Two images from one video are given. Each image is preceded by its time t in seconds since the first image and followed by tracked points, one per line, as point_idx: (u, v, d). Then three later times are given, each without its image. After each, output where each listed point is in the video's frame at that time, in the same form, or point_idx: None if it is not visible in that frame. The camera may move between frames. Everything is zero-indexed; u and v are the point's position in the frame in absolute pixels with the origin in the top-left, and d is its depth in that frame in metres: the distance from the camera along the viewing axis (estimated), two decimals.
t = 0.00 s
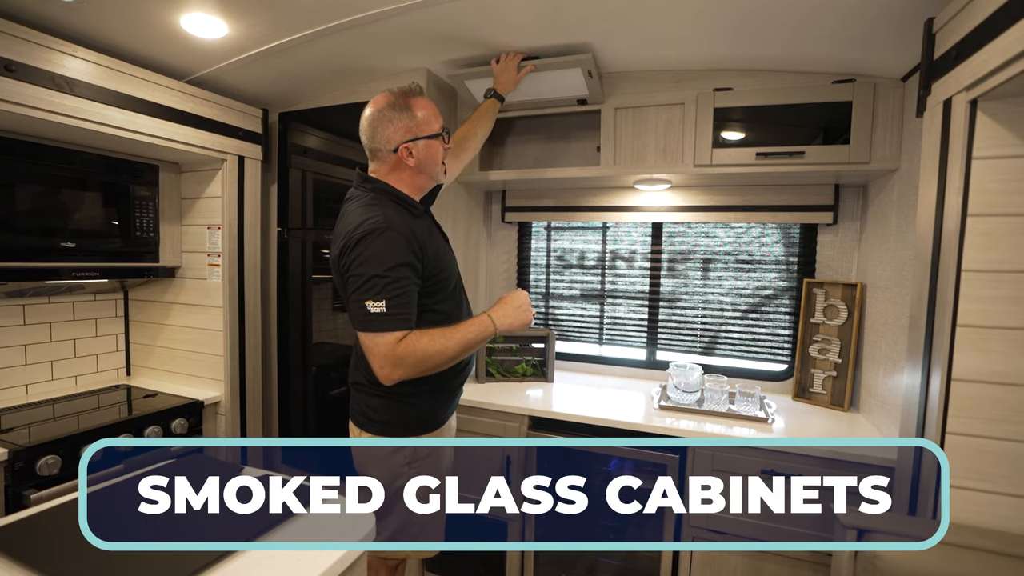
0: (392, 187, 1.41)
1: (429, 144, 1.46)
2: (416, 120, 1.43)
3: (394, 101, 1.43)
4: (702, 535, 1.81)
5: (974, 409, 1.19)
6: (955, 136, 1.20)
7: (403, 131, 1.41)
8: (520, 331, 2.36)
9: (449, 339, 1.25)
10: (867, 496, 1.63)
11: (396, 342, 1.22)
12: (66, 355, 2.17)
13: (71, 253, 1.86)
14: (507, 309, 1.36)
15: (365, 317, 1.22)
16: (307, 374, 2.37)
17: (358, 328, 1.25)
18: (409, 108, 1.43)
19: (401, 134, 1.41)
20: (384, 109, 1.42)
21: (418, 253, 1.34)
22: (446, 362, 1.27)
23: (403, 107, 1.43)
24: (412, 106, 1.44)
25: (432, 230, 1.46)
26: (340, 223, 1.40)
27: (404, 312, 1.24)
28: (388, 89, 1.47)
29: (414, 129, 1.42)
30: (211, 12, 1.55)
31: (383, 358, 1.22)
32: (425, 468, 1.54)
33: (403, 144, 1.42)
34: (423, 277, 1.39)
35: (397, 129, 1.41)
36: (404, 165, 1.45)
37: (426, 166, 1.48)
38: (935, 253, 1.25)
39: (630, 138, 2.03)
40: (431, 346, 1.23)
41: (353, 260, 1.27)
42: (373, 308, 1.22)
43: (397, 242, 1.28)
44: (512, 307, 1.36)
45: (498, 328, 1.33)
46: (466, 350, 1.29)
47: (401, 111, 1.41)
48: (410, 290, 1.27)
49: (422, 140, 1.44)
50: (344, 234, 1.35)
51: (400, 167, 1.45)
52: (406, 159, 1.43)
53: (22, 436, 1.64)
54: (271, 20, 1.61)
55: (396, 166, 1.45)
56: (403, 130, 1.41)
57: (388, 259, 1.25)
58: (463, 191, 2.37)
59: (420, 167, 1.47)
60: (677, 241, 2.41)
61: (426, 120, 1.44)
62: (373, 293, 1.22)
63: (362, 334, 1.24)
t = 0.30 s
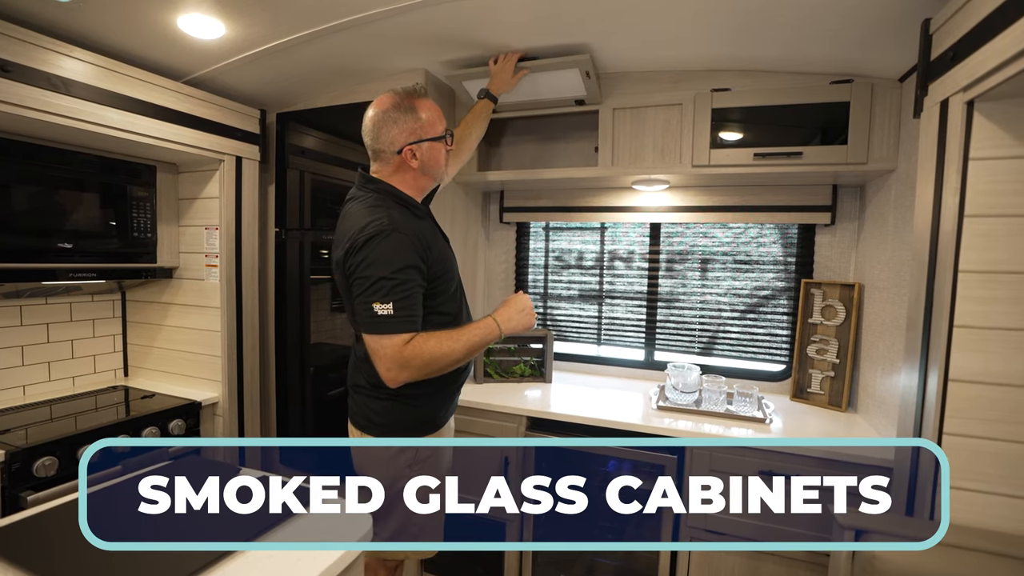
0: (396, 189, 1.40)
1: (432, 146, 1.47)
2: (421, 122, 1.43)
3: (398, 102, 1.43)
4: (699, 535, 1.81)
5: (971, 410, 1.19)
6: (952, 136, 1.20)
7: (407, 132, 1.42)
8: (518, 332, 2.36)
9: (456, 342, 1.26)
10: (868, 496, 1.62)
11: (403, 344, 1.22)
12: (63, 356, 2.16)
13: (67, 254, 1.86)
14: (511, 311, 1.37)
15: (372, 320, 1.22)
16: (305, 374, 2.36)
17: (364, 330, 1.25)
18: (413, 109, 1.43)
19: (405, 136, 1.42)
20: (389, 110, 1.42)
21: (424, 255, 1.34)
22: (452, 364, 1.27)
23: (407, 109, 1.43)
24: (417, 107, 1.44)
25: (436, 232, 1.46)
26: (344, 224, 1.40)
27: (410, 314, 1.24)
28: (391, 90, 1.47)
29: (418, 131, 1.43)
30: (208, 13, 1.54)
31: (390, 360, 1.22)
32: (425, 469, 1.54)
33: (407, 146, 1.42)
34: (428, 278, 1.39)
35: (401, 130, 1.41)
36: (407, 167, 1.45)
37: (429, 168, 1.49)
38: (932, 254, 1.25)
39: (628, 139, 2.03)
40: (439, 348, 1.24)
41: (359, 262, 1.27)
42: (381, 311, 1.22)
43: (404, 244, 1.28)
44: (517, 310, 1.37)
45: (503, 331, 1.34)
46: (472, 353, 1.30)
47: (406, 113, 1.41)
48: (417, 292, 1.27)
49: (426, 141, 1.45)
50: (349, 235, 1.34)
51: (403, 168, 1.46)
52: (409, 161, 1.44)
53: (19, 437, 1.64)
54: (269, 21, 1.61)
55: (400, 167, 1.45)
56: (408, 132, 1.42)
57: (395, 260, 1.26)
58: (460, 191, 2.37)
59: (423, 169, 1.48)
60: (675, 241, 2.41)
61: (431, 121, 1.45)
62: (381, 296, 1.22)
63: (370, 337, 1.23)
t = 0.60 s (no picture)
0: (402, 188, 1.41)
1: (436, 145, 1.47)
2: (424, 121, 1.43)
3: (402, 102, 1.42)
4: (698, 535, 1.81)
5: (969, 410, 1.20)
6: (950, 137, 1.21)
7: (411, 132, 1.42)
8: (516, 332, 2.37)
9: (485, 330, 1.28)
10: (868, 496, 1.63)
11: (436, 338, 1.24)
12: (61, 357, 2.16)
13: (66, 255, 1.86)
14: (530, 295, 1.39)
15: (399, 316, 1.23)
16: (303, 375, 2.36)
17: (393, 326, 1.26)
18: (416, 109, 1.43)
19: (409, 136, 1.42)
20: (392, 110, 1.42)
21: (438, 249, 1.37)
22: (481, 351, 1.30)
23: (411, 109, 1.43)
24: (419, 107, 1.44)
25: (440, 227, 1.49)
26: (350, 222, 1.40)
27: (438, 306, 1.27)
28: (393, 90, 1.46)
29: (421, 131, 1.43)
30: (206, 13, 1.54)
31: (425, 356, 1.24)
32: (426, 469, 1.54)
33: (411, 146, 1.43)
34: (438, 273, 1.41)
35: (405, 130, 1.42)
36: (411, 167, 1.46)
37: (432, 167, 1.50)
38: (931, 254, 1.25)
39: (626, 139, 2.03)
40: (469, 338, 1.26)
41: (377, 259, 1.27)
42: (413, 305, 1.23)
43: (422, 240, 1.30)
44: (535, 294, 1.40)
45: (526, 316, 1.37)
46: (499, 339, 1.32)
47: (410, 113, 1.41)
48: (439, 285, 1.30)
49: (429, 141, 1.45)
50: (358, 234, 1.34)
51: (407, 167, 1.46)
52: (413, 160, 1.45)
53: (17, 438, 1.63)
54: (267, 21, 1.61)
55: (404, 167, 1.46)
56: (413, 132, 1.42)
57: (414, 256, 1.27)
58: (459, 191, 2.37)
59: (426, 168, 1.48)
60: (674, 241, 2.41)
61: (434, 121, 1.45)
62: (411, 290, 1.24)
63: (405, 335, 1.24)
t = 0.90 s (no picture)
0: (409, 188, 1.45)
1: (429, 149, 1.50)
2: (416, 128, 1.46)
3: (393, 111, 1.45)
4: (698, 535, 1.81)
5: (967, 410, 1.20)
6: (949, 137, 1.21)
7: (404, 139, 1.45)
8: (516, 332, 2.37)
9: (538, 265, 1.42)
10: (867, 496, 1.63)
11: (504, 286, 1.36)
12: (61, 357, 2.16)
13: (65, 255, 1.85)
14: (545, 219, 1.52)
15: (452, 283, 1.34)
16: (303, 375, 2.36)
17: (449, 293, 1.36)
18: (408, 116, 1.46)
19: (403, 143, 1.45)
20: (384, 119, 1.45)
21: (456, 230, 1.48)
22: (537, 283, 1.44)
23: (402, 117, 1.45)
24: (410, 114, 1.46)
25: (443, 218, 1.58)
26: (363, 220, 1.44)
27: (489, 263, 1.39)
28: (383, 99, 1.49)
29: (414, 138, 1.46)
30: (205, 14, 1.54)
31: (503, 304, 1.37)
32: (436, 466, 1.56)
33: (405, 152, 1.46)
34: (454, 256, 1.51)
35: (399, 138, 1.45)
36: (407, 172, 1.49)
37: (427, 171, 1.53)
38: (930, 254, 1.25)
39: (626, 139, 2.04)
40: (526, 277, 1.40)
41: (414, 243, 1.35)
42: (470, 266, 1.34)
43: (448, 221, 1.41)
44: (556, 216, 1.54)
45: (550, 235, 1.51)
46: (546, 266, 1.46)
47: (401, 121, 1.44)
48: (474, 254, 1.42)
49: (422, 146, 1.48)
50: (377, 229, 1.39)
51: (403, 173, 1.49)
52: (408, 165, 1.47)
53: (17, 438, 1.63)
54: (267, 21, 1.61)
55: (400, 173, 1.48)
56: (405, 139, 1.45)
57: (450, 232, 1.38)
58: (458, 192, 2.37)
59: (421, 172, 1.51)
60: (673, 241, 2.41)
61: (425, 127, 1.48)
62: (465, 255, 1.35)
63: (478, 296, 1.34)
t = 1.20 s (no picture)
0: (413, 189, 1.52)
1: (424, 156, 1.54)
2: (413, 136, 1.51)
3: (391, 120, 1.51)
4: (698, 535, 1.80)
5: (966, 408, 1.20)
6: (949, 137, 1.21)
7: (401, 146, 1.51)
8: (516, 332, 2.37)
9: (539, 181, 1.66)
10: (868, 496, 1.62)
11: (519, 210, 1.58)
12: (61, 357, 2.16)
13: (66, 255, 1.86)
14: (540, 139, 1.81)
15: (472, 248, 1.49)
16: (303, 375, 2.36)
17: (469, 254, 1.51)
18: (405, 125, 1.51)
19: (399, 150, 1.51)
20: (382, 127, 1.50)
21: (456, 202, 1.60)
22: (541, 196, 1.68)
23: (400, 125, 1.51)
24: (408, 122, 1.51)
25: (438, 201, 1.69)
26: (375, 220, 1.49)
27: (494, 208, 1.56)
28: (383, 106, 1.55)
29: (410, 145, 1.51)
30: (206, 13, 1.54)
31: (524, 226, 1.59)
32: (455, 454, 1.63)
33: (400, 159, 1.51)
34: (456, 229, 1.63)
35: (395, 145, 1.50)
36: (402, 178, 1.55)
37: (423, 177, 1.58)
38: (930, 253, 1.25)
39: (626, 139, 2.04)
40: (533, 194, 1.63)
41: (430, 229, 1.44)
42: (488, 221, 1.50)
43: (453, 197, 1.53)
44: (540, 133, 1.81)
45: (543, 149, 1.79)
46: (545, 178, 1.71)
47: (399, 129, 1.50)
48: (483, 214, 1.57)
49: (418, 153, 1.53)
50: (392, 224, 1.46)
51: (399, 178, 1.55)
52: (403, 171, 1.53)
53: (17, 438, 1.63)
54: (267, 21, 1.61)
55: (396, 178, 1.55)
56: (401, 147, 1.50)
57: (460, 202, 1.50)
58: (458, 192, 2.37)
59: (416, 178, 1.57)
60: (673, 241, 2.41)
61: (422, 135, 1.53)
62: (481, 215, 1.49)
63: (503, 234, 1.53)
